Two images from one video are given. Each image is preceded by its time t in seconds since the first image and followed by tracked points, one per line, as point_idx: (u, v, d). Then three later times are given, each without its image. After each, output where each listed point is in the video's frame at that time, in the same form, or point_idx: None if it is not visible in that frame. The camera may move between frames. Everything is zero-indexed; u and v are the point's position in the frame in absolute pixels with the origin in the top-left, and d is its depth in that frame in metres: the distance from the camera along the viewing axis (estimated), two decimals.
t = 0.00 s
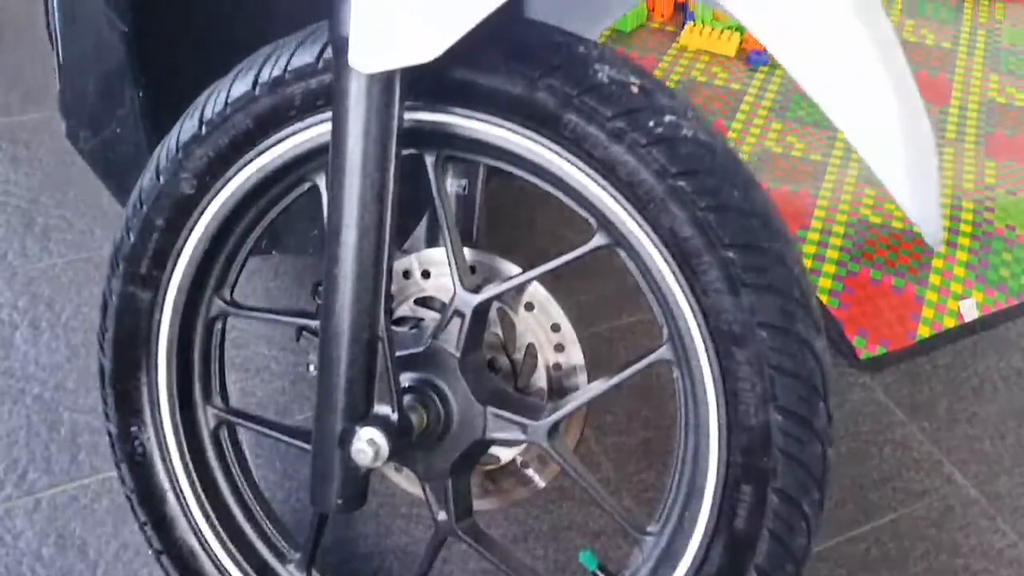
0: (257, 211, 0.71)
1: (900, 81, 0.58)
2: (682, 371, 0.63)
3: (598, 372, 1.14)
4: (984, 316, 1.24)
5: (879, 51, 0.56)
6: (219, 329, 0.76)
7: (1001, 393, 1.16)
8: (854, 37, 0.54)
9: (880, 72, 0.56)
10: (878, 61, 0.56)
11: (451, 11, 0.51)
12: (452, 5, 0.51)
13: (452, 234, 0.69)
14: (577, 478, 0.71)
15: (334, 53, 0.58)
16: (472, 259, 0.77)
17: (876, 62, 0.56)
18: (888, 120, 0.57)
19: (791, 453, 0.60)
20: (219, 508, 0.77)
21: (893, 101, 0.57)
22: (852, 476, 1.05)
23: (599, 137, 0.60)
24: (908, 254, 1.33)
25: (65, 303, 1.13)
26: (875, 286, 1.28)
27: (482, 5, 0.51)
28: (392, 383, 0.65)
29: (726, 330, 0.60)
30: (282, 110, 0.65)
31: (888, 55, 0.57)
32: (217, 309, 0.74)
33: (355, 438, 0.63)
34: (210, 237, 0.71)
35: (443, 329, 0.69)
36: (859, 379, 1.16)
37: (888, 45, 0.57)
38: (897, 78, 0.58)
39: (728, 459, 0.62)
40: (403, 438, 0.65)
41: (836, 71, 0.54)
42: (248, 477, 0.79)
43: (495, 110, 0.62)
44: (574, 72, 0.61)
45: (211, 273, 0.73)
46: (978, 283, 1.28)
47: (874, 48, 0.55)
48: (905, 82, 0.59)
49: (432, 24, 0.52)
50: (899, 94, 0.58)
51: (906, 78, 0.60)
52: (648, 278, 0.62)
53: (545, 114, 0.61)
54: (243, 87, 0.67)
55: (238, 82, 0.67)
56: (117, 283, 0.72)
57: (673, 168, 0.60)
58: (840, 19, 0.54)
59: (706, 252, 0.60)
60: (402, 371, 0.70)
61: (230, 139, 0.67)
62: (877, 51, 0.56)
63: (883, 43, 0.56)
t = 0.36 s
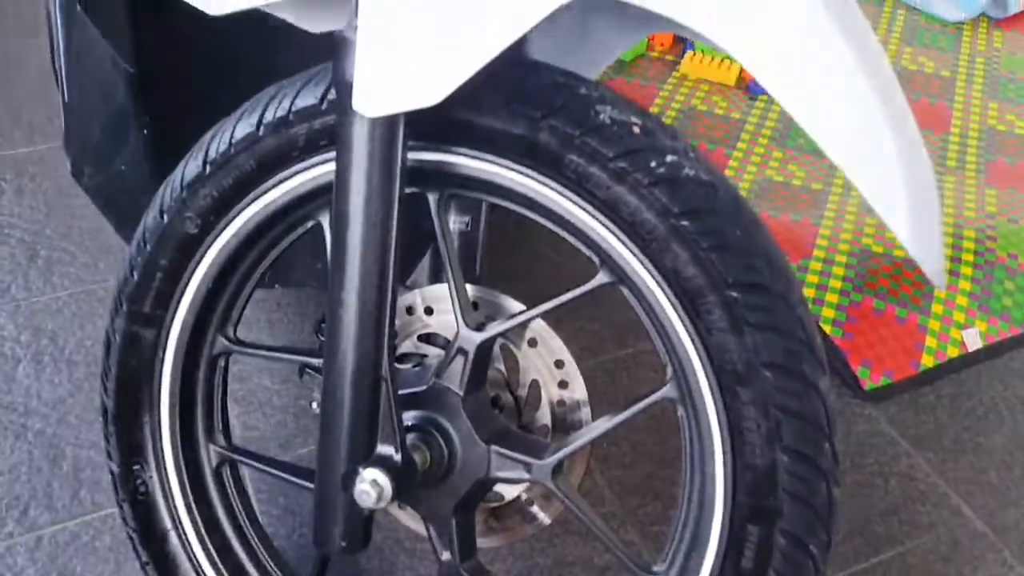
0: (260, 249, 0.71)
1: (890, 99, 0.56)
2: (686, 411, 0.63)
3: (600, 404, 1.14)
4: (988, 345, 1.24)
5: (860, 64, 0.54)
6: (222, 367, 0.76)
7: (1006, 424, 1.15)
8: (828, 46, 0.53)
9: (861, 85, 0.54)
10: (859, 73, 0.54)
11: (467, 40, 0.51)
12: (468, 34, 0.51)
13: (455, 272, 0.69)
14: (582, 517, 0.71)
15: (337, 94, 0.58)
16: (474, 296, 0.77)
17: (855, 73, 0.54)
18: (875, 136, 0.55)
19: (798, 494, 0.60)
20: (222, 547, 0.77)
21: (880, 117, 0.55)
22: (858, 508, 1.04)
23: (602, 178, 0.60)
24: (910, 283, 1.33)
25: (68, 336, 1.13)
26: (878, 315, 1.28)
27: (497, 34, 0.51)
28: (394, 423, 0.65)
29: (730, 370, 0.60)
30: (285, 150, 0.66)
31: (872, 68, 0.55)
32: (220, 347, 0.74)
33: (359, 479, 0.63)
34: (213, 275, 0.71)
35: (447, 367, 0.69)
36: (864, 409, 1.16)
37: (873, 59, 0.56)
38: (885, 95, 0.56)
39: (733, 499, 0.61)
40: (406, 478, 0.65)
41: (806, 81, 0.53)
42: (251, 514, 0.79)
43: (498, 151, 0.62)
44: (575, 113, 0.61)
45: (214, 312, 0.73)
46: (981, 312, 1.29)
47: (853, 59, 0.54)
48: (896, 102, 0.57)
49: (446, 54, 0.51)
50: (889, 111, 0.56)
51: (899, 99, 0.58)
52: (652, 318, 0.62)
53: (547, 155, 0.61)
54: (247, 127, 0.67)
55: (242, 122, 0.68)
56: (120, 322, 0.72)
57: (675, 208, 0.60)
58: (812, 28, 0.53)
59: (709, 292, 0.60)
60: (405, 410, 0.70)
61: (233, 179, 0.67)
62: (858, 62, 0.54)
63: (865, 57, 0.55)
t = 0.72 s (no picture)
0: (268, 274, 0.71)
1: (881, 102, 0.54)
2: (694, 437, 0.63)
3: (605, 427, 1.14)
4: (993, 366, 1.24)
5: (844, 63, 0.52)
6: (229, 392, 0.77)
7: (1013, 445, 1.15)
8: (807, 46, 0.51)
9: (845, 85, 0.52)
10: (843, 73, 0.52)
11: (472, 74, 0.51)
12: (473, 68, 0.51)
13: (462, 298, 0.69)
14: (590, 543, 0.70)
15: (345, 123, 0.59)
16: (481, 320, 0.77)
17: (839, 74, 0.52)
18: (865, 138, 0.52)
19: (807, 521, 0.60)
20: (228, 572, 0.77)
21: (869, 120, 0.52)
22: (866, 531, 1.04)
23: (609, 205, 0.60)
24: (915, 304, 1.33)
25: (73, 359, 1.13)
26: (883, 335, 1.28)
27: (501, 68, 0.51)
28: (402, 451, 0.65)
29: (738, 396, 0.60)
30: (294, 177, 0.66)
31: (866, 80, 0.53)
32: (227, 372, 0.74)
33: (366, 507, 0.63)
34: (221, 301, 0.71)
35: (454, 393, 0.69)
36: (870, 431, 1.16)
37: (859, 63, 0.54)
38: (875, 98, 0.53)
39: (742, 526, 0.61)
40: (414, 505, 0.65)
41: (797, 83, 0.51)
42: (257, 539, 0.79)
43: (506, 178, 0.62)
44: (582, 140, 0.61)
45: (222, 337, 0.73)
46: (986, 333, 1.29)
47: (833, 59, 0.52)
48: (889, 107, 0.54)
49: (451, 88, 0.52)
50: (881, 114, 0.53)
51: (892, 106, 0.55)
52: (660, 344, 0.62)
53: (554, 182, 0.61)
54: (255, 154, 0.67)
55: (250, 149, 0.68)
56: (128, 347, 0.72)
57: (682, 235, 0.60)
58: (802, 33, 0.51)
59: (717, 319, 0.60)
60: (412, 436, 0.70)
61: (242, 206, 0.67)
62: (839, 62, 0.52)
63: (849, 58, 0.53)
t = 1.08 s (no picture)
0: (273, 285, 0.71)
1: (878, 103, 0.54)
2: (698, 447, 0.63)
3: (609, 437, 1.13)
4: (997, 375, 1.24)
5: (841, 66, 0.52)
6: (233, 404, 0.77)
7: (1018, 455, 1.14)
8: (805, 56, 0.51)
9: (844, 94, 0.52)
10: (841, 81, 0.52)
11: (475, 83, 0.51)
12: (476, 78, 0.51)
13: (466, 308, 0.69)
14: (594, 553, 0.70)
15: (350, 134, 0.59)
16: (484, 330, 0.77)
17: (836, 75, 0.52)
18: (864, 145, 0.52)
19: (812, 531, 0.60)
20: None
21: (867, 120, 0.52)
22: (871, 541, 1.03)
23: (612, 215, 0.60)
24: (918, 313, 1.33)
25: (77, 370, 1.13)
26: (886, 345, 1.28)
27: (503, 74, 0.51)
28: (406, 462, 0.65)
29: (742, 407, 0.60)
30: (298, 188, 0.66)
31: (863, 81, 0.53)
32: (231, 383, 0.75)
33: (370, 518, 0.63)
34: (225, 312, 0.71)
35: (458, 403, 0.69)
36: (875, 441, 1.15)
37: (857, 65, 0.54)
38: (874, 103, 0.53)
39: (747, 537, 0.61)
40: (418, 516, 0.65)
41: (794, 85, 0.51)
42: (261, 551, 0.79)
43: (510, 189, 0.63)
44: (586, 151, 0.62)
45: (226, 348, 0.73)
46: (990, 342, 1.29)
47: (831, 61, 0.52)
48: (888, 112, 0.54)
49: (453, 94, 0.52)
50: (879, 119, 0.53)
51: (892, 113, 0.55)
52: (664, 354, 0.62)
53: (558, 193, 0.61)
54: (260, 166, 0.67)
55: (255, 160, 0.68)
56: (132, 359, 0.72)
57: (686, 246, 0.60)
58: (797, 34, 0.52)
59: (722, 329, 0.60)
60: (415, 446, 0.70)
61: (246, 218, 0.68)
62: (838, 69, 0.52)
63: (849, 67, 0.53)
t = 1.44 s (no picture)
0: (275, 290, 0.71)
1: (878, 101, 0.53)
2: (702, 452, 0.63)
3: (611, 442, 1.13)
4: (1002, 380, 1.23)
5: (840, 63, 0.52)
6: (234, 409, 0.76)
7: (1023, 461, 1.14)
8: (804, 56, 0.51)
9: (845, 94, 0.52)
10: (841, 81, 0.52)
11: (478, 88, 0.51)
12: (479, 83, 0.51)
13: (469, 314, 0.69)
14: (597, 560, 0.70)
15: (352, 138, 0.59)
16: (487, 335, 0.77)
17: (834, 72, 0.52)
18: (863, 144, 0.52)
19: (817, 538, 0.59)
20: None
21: (866, 118, 0.52)
22: (875, 548, 1.02)
23: (615, 220, 0.60)
24: (922, 318, 1.32)
25: (78, 375, 1.13)
26: (890, 350, 1.27)
27: (504, 76, 0.51)
28: (408, 468, 0.65)
29: (746, 412, 0.59)
30: (301, 192, 0.66)
31: (863, 78, 0.53)
32: (233, 388, 0.74)
33: (373, 523, 0.62)
34: (227, 317, 0.71)
35: (461, 409, 0.69)
36: (879, 447, 1.15)
37: (856, 62, 0.53)
38: (873, 100, 0.53)
39: (751, 544, 0.61)
40: (421, 522, 0.65)
41: (792, 83, 0.51)
42: (263, 557, 0.79)
43: (513, 194, 0.62)
44: (589, 154, 0.61)
45: (228, 353, 0.73)
46: (994, 347, 1.28)
47: (830, 59, 0.52)
48: (888, 109, 0.54)
49: (454, 95, 0.52)
50: (879, 116, 0.53)
51: (894, 113, 0.55)
52: (668, 358, 0.62)
53: (561, 198, 0.61)
54: (262, 170, 0.67)
55: (257, 165, 0.68)
56: (133, 363, 0.72)
57: (690, 250, 0.59)
58: (796, 32, 0.51)
59: (726, 334, 0.59)
60: (419, 452, 0.70)
61: (248, 223, 0.67)
62: (838, 69, 0.52)
63: (850, 66, 0.53)
